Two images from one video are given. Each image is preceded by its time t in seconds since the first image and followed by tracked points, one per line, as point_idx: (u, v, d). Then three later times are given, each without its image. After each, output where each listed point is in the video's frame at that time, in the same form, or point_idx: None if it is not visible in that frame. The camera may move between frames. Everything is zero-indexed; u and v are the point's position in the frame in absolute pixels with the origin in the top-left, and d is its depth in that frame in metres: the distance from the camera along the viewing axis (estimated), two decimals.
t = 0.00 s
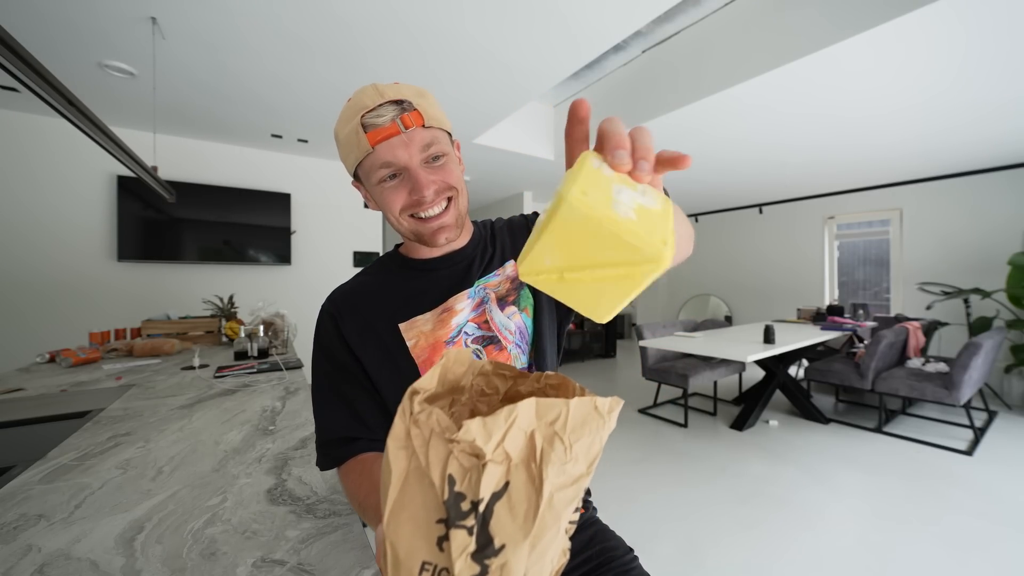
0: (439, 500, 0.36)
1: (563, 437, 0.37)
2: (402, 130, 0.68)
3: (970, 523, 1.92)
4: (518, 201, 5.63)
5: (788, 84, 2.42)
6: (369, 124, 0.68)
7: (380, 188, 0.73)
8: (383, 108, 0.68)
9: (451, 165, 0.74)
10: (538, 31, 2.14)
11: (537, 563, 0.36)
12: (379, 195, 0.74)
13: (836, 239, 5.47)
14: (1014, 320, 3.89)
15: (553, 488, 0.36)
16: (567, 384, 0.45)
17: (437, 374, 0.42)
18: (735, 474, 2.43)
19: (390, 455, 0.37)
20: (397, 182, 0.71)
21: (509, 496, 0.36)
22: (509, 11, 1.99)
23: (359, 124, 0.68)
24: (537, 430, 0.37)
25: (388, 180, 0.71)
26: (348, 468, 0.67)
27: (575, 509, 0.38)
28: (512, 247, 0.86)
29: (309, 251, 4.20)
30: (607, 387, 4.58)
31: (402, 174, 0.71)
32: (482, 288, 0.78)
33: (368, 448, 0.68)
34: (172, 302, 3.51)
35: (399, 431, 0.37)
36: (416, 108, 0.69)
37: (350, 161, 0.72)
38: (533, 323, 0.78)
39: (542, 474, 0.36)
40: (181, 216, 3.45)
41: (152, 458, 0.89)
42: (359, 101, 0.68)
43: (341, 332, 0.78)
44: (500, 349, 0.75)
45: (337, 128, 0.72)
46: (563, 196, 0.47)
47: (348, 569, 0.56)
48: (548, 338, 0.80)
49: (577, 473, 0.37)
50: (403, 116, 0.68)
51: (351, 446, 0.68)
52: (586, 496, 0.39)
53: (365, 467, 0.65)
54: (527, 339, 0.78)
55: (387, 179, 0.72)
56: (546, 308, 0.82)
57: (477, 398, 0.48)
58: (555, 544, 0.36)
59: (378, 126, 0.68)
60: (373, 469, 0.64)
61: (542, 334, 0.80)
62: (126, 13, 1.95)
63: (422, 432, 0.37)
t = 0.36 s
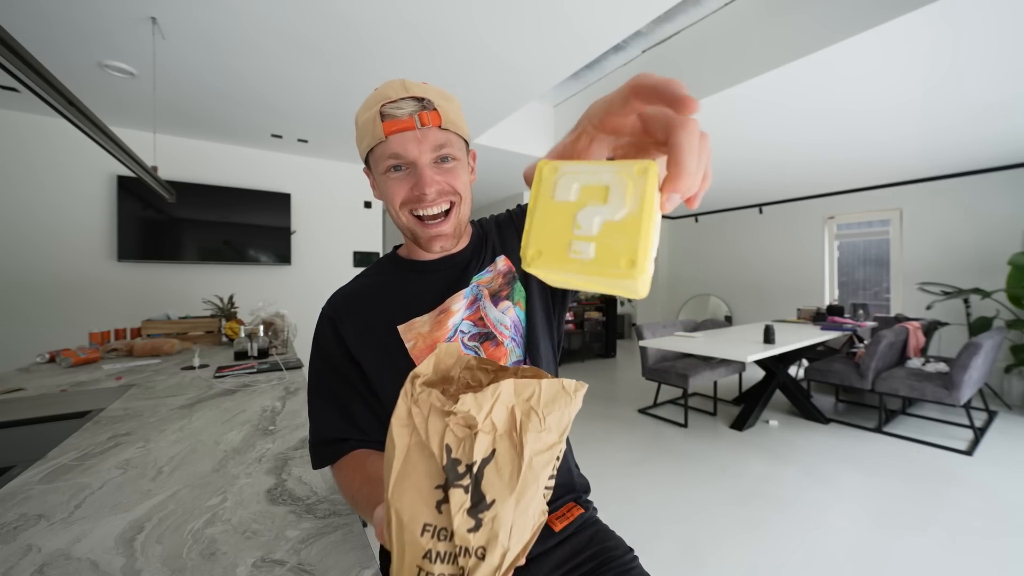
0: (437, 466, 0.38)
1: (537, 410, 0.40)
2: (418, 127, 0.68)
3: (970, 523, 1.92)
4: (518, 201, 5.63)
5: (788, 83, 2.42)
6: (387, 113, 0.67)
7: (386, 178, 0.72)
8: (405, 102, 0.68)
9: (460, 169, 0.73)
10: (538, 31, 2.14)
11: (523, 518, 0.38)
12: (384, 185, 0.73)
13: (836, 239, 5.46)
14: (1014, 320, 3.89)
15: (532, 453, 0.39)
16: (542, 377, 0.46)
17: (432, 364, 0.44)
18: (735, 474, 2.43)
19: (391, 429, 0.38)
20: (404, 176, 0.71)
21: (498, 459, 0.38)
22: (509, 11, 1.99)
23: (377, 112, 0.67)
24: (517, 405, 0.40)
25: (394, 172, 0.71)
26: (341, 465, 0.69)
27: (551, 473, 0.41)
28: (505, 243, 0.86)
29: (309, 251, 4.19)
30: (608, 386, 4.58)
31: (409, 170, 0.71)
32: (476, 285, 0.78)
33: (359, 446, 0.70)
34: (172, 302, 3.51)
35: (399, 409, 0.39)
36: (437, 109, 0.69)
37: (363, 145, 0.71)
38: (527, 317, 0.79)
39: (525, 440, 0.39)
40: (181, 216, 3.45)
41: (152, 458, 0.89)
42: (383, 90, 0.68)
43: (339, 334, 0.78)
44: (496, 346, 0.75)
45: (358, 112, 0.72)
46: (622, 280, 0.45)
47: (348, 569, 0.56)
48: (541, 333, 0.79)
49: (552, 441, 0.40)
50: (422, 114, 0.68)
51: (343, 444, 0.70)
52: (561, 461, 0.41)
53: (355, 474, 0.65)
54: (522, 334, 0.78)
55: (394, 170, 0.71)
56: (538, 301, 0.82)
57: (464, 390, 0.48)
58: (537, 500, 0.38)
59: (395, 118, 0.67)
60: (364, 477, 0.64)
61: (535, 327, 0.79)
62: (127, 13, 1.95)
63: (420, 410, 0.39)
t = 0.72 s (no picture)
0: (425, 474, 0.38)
1: (518, 418, 0.41)
2: (460, 138, 0.67)
3: (970, 524, 1.92)
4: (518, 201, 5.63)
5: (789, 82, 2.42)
6: (433, 117, 0.67)
7: (414, 177, 0.70)
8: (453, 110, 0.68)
9: (489, 188, 0.72)
10: (538, 31, 2.14)
11: (507, 517, 0.40)
12: (410, 183, 0.71)
13: (836, 239, 5.46)
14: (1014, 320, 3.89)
15: (514, 458, 0.40)
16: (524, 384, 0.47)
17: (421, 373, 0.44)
18: (736, 474, 2.43)
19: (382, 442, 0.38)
20: (433, 180, 0.69)
21: (482, 465, 0.39)
22: (510, 11, 1.99)
23: (424, 113, 0.66)
24: (500, 414, 0.40)
25: (424, 173, 0.69)
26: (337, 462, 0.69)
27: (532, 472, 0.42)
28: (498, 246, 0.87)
29: (309, 251, 4.19)
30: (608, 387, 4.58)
31: (440, 176, 0.69)
32: (474, 287, 0.79)
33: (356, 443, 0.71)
34: (171, 302, 3.51)
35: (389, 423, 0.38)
36: (481, 125, 0.69)
37: (399, 140, 0.70)
38: (520, 317, 0.79)
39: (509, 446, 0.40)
40: (181, 216, 3.45)
41: (152, 458, 0.89)
42: (433, 93, 0.68)
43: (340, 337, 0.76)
44: (494, 346, 0.76)
45: (403, 107, 0.71)
46: (619, 274, 0.44)
47: (348, 569, 0.56)
48: (533, 332, 0.80)
49: (533, 446, 0.41)
50: (467, 127, 0.67)
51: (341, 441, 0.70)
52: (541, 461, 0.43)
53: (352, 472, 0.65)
54: (516, 334, 0.79)
55: (423, 171, 0.70)
56: (530, 300, 0.83)
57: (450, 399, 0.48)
58: (519, 500, 0.39)
59: (441, 124, 0.67)
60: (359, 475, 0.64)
61: (529, 327, 0.80)
62: (127, 13, 1.95)
63: (408, 422, 0.39)
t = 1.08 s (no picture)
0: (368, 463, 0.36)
1: (470, 407, 0.37)
2: (457, 141, 0.65)
3: (970, 524, 1.92)
4: (517, 201, 5.64)
5: (789, 83, 2.42)
6: (431, 120, 0.64)
7: (413, 181, 0.69)
8: (451, 112, 0.65)
9: (488, 191, 0.70)
10: (538, 31, 2.14)
11: (456, 507, 0.37)
12: (409, 185, 0.70)
13: (836, 239, 5.45)
14: (1014, 320, 3.89)
15: (462, 447, 0.37)
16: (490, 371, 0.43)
17: (369, 358, 0.41)
18: (736, 474, 2.43)
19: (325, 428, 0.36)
20: (431, 183, 0.68)
21: (429, 455, 0.36)
22: (511, 11, 1.99)
23: (421, 116, 0.64)
24: (449, 402, 0.37)
25: (423, 176, 0.68)
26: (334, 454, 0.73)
27: (488, 465, 0.39)
28: (503, 243, 0.85)
29: (309, 251, 4.19)
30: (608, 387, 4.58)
31: (438, 180, 0.67)
32: (478, 288, 0.78)
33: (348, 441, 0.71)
34: (171, 302, 3.51)
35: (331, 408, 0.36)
36: (480, 127, 0.66)
37: (399, 142, 0.68)
38: (524, 318, 0.79)
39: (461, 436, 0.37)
40: (181, 216, 3.45)
41: (152, 458, 0.89)
42: (432, 94, 0.65)
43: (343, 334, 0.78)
44: (496, 348, 0.76)
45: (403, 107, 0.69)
46: (653, 284, 0.46)
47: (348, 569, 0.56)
48: (537, 333, 0.80)
49: (486, 435, 0.38)
50: (465, 130, 0.64)
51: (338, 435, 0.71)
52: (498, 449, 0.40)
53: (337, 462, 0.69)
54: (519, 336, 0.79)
55: (422, 175, 0.68)
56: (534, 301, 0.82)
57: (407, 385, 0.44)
58: (468, 490, 0.37)
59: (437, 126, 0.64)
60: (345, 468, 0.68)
61: (532, 329, 0.79)
62: (127, 13, 1.95)
63: (351, 408, 0.37)
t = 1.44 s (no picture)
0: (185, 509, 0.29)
1: (315, 458, 0.29)
2: (435, 169, 0.63)
3: (970, 524, 1.92)
4: (517, 200, 5.64)
5: (790, 83, 2.42)
6: (407, 148, 0.62)
7: (398, 202, 0.69)
8: (427, 137, 0.62)
9: (473, 211, 0.70)
10: (539, 30, 2.14)
11: None
12: (396, 203, 0.71)
13: (836, 239, 5.45)
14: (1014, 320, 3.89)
15: (294, 508, 0.29)
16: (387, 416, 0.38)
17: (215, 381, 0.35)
18: (736, 474, 2.43)
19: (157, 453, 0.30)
20: (414, 207, 0.68)
21: (251, 510, 0.29)
22: (512, 12, 2.00)
23: (397, 142, 0.62)
24: (291, 448, 0.30)
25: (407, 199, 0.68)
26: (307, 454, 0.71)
27: (335, 531, 0.30)
28: (506, 242, 0.85)
29: (308, 251, 4.19)
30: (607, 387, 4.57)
31: (421, 204, 0.67)
32: (474, 288, 0.78)
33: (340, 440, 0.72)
34: (172, 302, 3.51)
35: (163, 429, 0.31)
36: (459, 152, 0.63)
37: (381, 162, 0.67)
38: (523, 317, 0.80)
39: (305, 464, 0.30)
40: (181, 216, 3.45)
41: (152, 459, 0.89)
42: (407, 115, 0.61)
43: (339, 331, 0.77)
44: (493, 348, 0.78)
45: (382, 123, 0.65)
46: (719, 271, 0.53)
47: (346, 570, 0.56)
48: (538, 332, 0.80)
49: (331, 496, 0.30)
50: (443, 157, 0.62)
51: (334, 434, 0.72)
52: (360, 512, 0.31)
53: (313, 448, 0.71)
54: (518, 336, 0.80)
55: (406, 198, 0.68)
56: (537, 300, 0.82)
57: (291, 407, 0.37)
58: (301, 562, 0.29)
59: (414, 155, 0.62)
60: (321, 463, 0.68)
61: (533, 329, 0.79)
62: (127, 13, 1.95)
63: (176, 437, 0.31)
